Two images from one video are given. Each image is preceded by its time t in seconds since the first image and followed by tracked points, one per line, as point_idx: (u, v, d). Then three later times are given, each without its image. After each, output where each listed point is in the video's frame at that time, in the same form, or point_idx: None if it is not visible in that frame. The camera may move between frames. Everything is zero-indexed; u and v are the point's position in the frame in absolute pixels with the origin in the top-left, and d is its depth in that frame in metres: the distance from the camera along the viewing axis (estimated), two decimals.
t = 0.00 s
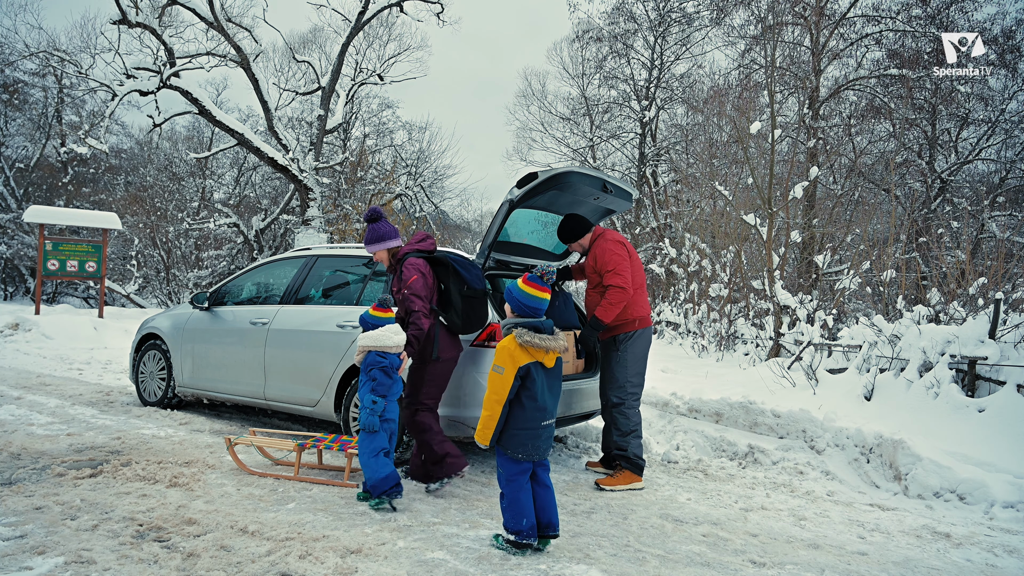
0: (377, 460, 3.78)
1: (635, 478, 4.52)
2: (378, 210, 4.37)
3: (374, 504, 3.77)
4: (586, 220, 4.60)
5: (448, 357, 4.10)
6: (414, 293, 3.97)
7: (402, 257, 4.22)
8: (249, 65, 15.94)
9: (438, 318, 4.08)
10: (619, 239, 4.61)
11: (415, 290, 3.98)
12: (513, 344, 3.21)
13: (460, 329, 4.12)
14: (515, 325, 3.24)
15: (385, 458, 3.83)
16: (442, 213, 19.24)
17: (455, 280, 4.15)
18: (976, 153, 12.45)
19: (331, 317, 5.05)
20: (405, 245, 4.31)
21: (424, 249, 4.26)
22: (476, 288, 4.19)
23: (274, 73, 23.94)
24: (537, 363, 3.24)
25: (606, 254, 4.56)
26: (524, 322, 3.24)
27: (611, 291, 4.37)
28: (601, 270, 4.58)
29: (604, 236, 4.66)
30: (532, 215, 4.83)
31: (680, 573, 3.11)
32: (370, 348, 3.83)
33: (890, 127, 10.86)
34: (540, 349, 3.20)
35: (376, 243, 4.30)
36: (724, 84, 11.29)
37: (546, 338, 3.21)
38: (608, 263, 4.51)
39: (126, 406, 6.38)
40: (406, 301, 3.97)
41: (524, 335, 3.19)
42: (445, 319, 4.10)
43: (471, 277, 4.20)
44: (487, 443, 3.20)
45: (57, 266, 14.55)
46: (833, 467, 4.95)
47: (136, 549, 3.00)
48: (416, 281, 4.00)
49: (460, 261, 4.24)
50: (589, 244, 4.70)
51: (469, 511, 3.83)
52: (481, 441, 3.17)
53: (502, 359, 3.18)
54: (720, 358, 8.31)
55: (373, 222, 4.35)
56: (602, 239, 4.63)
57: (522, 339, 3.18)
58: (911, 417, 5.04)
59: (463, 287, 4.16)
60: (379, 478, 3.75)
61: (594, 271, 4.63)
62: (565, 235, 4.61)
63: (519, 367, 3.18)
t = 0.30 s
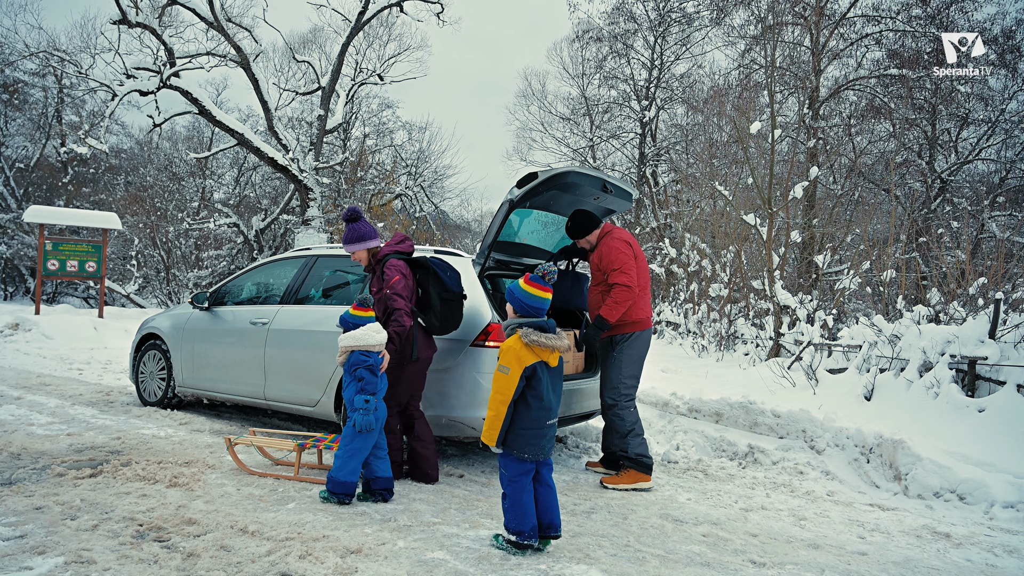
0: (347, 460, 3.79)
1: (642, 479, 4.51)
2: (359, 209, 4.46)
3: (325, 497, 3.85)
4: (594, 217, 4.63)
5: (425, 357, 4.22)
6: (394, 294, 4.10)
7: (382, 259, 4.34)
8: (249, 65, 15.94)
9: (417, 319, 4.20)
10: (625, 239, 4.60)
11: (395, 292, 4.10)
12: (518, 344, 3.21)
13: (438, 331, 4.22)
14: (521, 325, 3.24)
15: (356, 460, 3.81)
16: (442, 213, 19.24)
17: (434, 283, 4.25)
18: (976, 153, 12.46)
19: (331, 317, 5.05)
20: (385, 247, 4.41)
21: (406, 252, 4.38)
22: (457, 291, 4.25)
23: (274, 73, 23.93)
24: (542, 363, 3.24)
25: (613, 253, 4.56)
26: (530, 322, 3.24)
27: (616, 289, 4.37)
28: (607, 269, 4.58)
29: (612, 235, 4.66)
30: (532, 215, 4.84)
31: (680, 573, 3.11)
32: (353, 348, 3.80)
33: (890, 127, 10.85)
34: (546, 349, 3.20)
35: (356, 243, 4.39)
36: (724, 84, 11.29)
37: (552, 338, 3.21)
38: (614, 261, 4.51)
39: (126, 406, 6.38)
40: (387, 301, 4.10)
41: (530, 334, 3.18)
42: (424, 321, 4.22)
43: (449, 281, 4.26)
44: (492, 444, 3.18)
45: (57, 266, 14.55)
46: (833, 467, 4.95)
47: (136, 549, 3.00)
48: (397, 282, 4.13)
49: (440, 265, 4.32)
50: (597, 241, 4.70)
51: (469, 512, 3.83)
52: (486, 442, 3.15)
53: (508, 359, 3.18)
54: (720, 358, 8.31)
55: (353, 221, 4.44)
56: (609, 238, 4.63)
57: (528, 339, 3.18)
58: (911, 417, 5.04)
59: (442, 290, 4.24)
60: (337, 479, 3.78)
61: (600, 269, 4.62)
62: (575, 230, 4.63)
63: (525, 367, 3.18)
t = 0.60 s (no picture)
0: (337, 460, 3.82)
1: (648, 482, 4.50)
2: (333, 211, 4.35)
3: (323, 499, 3.84)
4: (602, 216, 4.63)
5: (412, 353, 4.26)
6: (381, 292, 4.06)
7: (363, 258, 4.30)
8: (249, 65, 15.95)
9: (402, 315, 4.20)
10: (628, 244, 4.52)
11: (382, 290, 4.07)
12: (521, 344, 3.21)
13: (422, 326, 4.27)
14: (523, 325, 3.24)
15: (348, 458, 3.84)
16: (442, 212, 19.25)
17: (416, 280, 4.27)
18: (976, 153, 12.49)
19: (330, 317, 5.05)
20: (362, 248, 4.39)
21: (385, 251, 4.38)
22: (438, 286, 4.32)
23: (274, 73, 23.92)
24: (544, 363, 3.24)
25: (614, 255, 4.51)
26: (532, 322, 3.24)
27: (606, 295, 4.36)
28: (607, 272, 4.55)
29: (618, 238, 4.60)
30: (532, 216, 4.83)
31: (680, 573, 3.11)
32: (333, 349, 3.84)
33: (890, 127, 10.85)
34: (548, 349, 3.20)
35: (335, 245, 4.30)
36: (724, 84, 11.30)
37: (553, 338, 3.21)
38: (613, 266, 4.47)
39: (126, 406, 6.39)
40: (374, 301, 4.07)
41: (533, 334, 3.19)
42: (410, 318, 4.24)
43: (431, 276, 4.30)
44: (493, 445, 3.17)
45: (57, 266, 14.55)
46: (833, 467, 4.95)
47: (136, 549, 3.00)
48: (384, 280, 4.11)
49: (420, 261, 4.34)
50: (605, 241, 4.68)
51: (469, 512, 3.83)
52: (488, 442, 3.15)
53: (510, 359, 3.18)
54: (720, 358, 8.31)
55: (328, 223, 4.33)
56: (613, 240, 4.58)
57: (531, 339, 3.18)
58: (911, 417, 5.04)
59: (424, 285, 4.28)
60: (335, 481, 3.79)
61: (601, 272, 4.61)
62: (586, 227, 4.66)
63: (527, 367, 3.18)
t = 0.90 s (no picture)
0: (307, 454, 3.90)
1: (649, 482, 4.50)
2: (309, 224, 4.38)
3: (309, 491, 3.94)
4: (616, 208, 4.68)
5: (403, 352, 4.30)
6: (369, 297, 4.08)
7: (345, 266, 4.31)
8: (249, 65, 15.95)
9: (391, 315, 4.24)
10: (632, 238, 4.54)
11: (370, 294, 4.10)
12: (521, 344, 3.21)
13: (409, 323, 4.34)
14: (524, 325, 3.24)
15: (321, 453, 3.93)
16: (442, 213, 19.24)
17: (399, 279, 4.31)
18: (976, 153, 12.51)
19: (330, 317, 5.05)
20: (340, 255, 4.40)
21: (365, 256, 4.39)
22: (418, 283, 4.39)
23: (274, 73, 23.91)
24: (544, 363, 3.24)
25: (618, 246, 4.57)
26: (533, 322, 3.25)
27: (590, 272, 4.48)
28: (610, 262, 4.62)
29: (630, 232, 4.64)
30: (532, 216, 4.82)
31: (680, 573, 3.11)
32: (315, 348, 3.92)
33: (890, 127, 10.84)
34: (549, 349, 3.20)
35: (314, 257, 4.31)
36: (724, 84, 11.30)
37: (554, 339, 3.21)
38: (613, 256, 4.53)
39: (126, 406, 6.39)
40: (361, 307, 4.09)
41: (534, 335, 3.19)
42: (398, 317, 4.28)
43: (411, 273, 4.34)
44: (493, 445, 3.17)
45: (57, 266, 14.55)
46: (833, 467, 4.95)
47: (136, 549, 3.00)
48: (370, 286, 4.13)
49: (399, 260, 4.37)
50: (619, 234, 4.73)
51: (469, 512, 3.83)
52: (488, 443, 3.14)
53: (511, 359, 3.18)
54: (720, 358, 8.32)
55: (306, 236, 4.35)
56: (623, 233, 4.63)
57: (531, 339, 3.18)
58: (911, 417, 5.04)
59: (406, 283, 4.32)
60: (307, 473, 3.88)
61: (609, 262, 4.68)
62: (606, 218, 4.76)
63: (528, 367, 3.18)
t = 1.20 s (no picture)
0: (280, 453, 3.95)
1: (649, 482, 4.49)
2: (291, 238, 4.25)
3: (319, 487, 4.09)
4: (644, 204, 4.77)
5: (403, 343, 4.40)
6: (359, 298, 4.12)
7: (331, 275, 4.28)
8: (249, 65, 15.95)
9: (387, 310, 4.32)
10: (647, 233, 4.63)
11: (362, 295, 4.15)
12: (521, 344, 3.21)
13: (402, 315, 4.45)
14: (524, 324, 3.24)
15: (293, 452, 3.96)
16: (442, 213, 19.23)
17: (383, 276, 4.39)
18: (976, 154, 12.54)
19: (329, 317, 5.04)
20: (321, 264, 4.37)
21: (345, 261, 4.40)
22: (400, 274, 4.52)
23: (274, 72, 23.89)
24: (544, 363, 3.24)
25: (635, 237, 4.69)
26: (533, 322, 3.25)
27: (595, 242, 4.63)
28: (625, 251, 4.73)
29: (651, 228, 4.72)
30: (532, 216, 4.83)
31: (680, 573, 3.11)
32: (285, 348, 3.89)
33: (890, 127, 10.83)
34: (548, 348, 3.20)
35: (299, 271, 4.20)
36: (724, 84, 11.30)
37: (553, 338, 3.21)
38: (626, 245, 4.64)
39: (126, 406, 6.38)
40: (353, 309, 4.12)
41: (533, 334, 3.18)
42: (393, 310, 4.36)
43: (391, 266, 4.46)
44: (493, 445, 3.17)
45: (57, 266, 14.54)
46: (833, 467, 4.95)
47: (136, 549, 3.00)
48: (358, 287, 4.16)
49: (376, 257, 4.45)
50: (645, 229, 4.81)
51: (469, 512, 3.83)
52: (488, 443, 3.14)
53: (510, 358, 3.18)
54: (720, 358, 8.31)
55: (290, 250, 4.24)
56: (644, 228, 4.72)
57: (531, 338, 3.18)
58: (911, 417, 5.04)
59: (390, 276, 4.43)
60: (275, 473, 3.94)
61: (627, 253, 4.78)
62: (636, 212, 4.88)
63: (527, 367, 3.18)
